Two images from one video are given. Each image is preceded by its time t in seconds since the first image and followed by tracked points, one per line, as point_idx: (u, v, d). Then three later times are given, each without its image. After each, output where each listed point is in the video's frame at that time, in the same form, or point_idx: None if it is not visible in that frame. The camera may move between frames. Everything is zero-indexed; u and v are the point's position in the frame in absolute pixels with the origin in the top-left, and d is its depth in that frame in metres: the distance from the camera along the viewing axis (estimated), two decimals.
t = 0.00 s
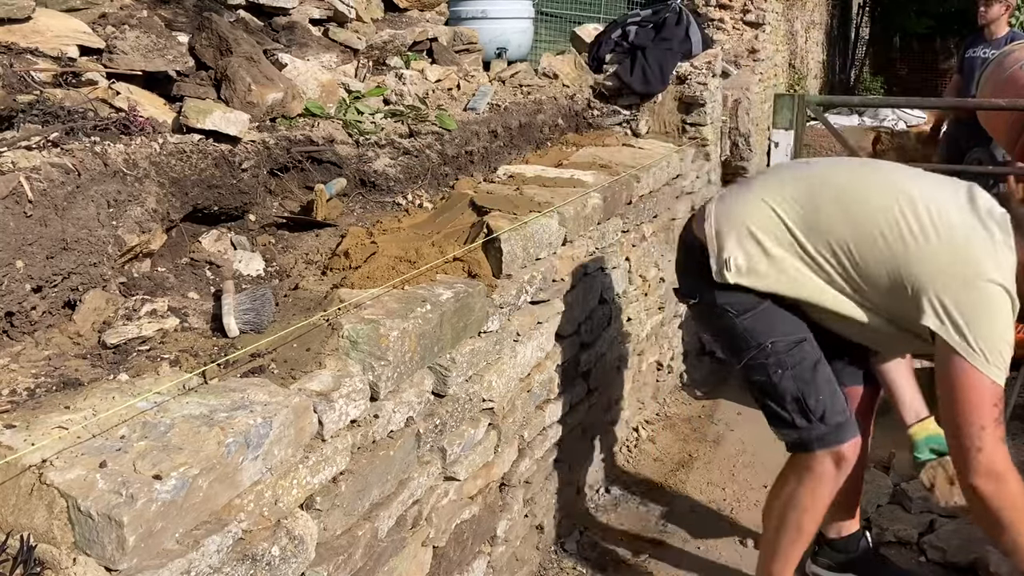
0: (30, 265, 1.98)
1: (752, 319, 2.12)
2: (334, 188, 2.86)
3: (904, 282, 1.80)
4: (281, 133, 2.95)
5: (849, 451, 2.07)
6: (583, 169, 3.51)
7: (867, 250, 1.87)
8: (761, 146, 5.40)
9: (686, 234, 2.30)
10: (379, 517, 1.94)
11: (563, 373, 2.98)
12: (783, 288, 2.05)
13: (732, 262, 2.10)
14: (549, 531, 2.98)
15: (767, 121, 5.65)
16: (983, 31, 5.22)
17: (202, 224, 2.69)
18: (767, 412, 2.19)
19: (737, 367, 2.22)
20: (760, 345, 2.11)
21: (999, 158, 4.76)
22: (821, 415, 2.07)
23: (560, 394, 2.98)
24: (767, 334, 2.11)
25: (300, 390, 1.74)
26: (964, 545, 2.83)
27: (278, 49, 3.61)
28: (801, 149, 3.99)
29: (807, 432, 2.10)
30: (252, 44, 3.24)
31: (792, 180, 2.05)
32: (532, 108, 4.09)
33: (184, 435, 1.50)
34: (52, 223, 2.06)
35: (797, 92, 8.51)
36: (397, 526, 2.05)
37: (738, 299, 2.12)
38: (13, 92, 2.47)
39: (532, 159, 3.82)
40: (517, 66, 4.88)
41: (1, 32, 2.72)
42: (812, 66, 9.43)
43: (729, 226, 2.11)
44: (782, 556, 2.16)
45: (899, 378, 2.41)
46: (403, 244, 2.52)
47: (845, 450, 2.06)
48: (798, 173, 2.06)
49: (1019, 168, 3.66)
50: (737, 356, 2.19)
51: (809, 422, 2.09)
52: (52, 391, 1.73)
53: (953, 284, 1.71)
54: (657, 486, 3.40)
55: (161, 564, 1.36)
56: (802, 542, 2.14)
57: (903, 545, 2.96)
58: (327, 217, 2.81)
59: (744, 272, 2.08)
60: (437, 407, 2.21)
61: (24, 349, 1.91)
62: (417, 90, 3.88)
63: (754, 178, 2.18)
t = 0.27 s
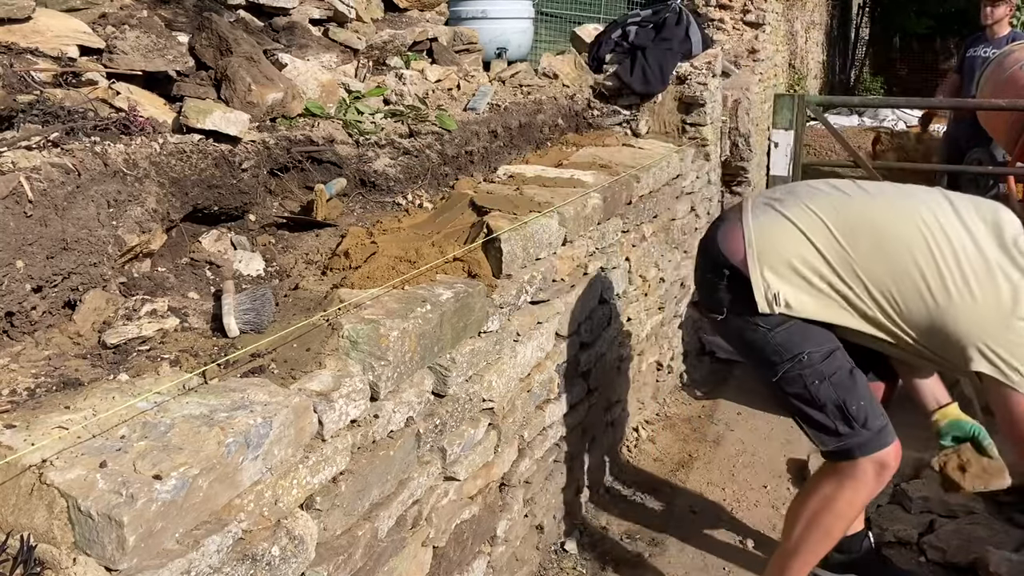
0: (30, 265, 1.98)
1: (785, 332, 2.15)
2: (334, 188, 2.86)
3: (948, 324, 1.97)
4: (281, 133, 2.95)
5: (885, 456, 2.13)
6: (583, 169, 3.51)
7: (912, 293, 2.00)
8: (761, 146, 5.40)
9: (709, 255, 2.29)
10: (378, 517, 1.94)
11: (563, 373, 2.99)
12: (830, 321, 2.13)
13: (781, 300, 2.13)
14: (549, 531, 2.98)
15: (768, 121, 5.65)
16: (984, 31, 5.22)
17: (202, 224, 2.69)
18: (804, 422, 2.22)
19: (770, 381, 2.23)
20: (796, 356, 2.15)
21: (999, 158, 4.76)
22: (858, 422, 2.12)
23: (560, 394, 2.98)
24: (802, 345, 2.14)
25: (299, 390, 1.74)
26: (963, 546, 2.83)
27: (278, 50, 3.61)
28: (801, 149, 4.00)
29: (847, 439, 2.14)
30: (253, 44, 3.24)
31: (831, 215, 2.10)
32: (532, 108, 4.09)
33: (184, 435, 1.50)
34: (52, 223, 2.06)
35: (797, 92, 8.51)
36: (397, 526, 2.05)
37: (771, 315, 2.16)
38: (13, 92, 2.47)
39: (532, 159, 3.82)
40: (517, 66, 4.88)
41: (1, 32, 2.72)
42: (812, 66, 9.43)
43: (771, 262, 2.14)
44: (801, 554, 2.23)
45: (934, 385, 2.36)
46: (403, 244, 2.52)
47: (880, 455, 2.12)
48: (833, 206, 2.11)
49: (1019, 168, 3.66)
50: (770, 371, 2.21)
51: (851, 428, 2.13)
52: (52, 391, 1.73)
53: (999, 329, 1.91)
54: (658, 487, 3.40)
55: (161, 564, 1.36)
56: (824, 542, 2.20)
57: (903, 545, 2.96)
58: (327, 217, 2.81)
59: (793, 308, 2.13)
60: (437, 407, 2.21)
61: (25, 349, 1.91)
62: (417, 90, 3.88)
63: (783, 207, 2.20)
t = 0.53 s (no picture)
0: (30, 265, 1.98)
1: (799, 331, 2.15)
2: (334, 188, 2.86)
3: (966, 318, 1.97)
4: (281, 133, 2.95)
5: (892, 459, 2.14)
6: (583, 169, 3.51)
7: (929, 289, 2.00)
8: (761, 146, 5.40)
9: (721, 252, 2.27)
10: (378, 517, 1.95)
11: (563, 373, 2.99)
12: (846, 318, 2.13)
13: (798, 296, 2.12)
14: (549, 531, 2.98)
15: (767, 121, 5.65)
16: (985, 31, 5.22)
17: (203, 225, 2.69)
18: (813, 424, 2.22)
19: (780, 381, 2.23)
20: (808, 355, 2.14)
21: (1000, 158, 4.76)
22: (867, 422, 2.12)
23: (560, 394, 2.98)
24: (816, 345, 2.14)
25: (300, 390, 1.74)
26: (963, 545, 2.83)
27: (278, 49, 3.61)
28: (801, 149, 3.99)
29: (857, 441, 2.14)
30: (253, 44, 3.24)
31: (848, 211, 2.10)
32: (532, 108, 4.09)
33: (184, 435, 1.50)
34: (52, 223, 2.06)
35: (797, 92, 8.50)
36: (397, 526, 2.05)
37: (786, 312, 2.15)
38: (13, 92, 2.47)
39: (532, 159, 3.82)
40: (517, 66, 4.88)
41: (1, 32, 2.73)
42: (812, 66, 9.43)
43: (787, 258, 2.13)
44: (804, 553, 2.23)
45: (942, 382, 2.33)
46: (403, 244, 2.52)
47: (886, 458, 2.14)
48: (848, 203, 2.11)
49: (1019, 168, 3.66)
50: (781, 370, 2.21)
51: (862, 429, 2.13)
52: (52, 391, 1.73)
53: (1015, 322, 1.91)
54: (658, 487, 3.40)
55: (161, 564, 1.37)
56: (825, 542, 2.21)
57: (903, 545, 2.96)
58: (327, 217, 2.82)
59: (809, 305, 2.13)
60: (437, 407, 2.21)
61: (25, 349, 1.91)
62: (416, 90, 3.88)
63: (798, 203, 2.19)
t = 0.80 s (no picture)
0: (30, 265, 1.98)
1: (790, 317, 2.14)
2: (334, 188, 2.86)
3: (962, 293, 1.85)
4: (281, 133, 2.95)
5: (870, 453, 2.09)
6: (583, 169, 3.51)
7: (922, 259, 1.93)
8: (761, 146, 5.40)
9: (726, 231, 2.30)
10: (378, 517, 1.95)
11: (563, 373, 2.99)
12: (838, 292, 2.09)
13: (790, 268, 2.11)
14: (549, 531, 2.97)
15: (767, 121, 5.66)
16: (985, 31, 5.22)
17: (202, 225, 2.69)
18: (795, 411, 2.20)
19: (769, 365, 2.22)
20: (796, 342, 2.13)
21: (1000, 158, 4.76)
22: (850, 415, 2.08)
23: (560, 393, 2.98)
24: (806, 332, 2.12)
25: (299, 390, 1.74)
26: (963, 545, 2.82)
27: (278, 49, 3.61)
28: (801, 148, 3.99)
29: (837, 432, 2.10)
30: (253, 44, 3.24)
31: (850, 188, 2.08)
32: (532, 108, 4.09)
33: (184, 435, 1.50)
34: (52, 223, 2.06)
35: (798, 92, 8.50)
36: (397, 526, 2.05)
37: (784, 296, 2.14)
38: (13, 92, 2.47)
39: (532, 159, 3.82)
40: (517, 65, 4.88)
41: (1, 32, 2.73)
42: (812, 66, 9.43)
43: (784, 230, 2.13)
44: (791, 549, 2.16)
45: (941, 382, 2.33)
46: (403, 244, 2.52)
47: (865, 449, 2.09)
48: (854, 181, 2.11)
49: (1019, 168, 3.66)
50: (770, 353, 2.20)
51: (842, 421, 2.10)
52: (52, 391, 1.73)
53: (1011, 295, 1.77)
54: (658, 486, 3.40)
55: (161, 564, 1.37)
56: (811, 538, 2.15)
57: (903, 545, 2.96)
58: (327, 217, 2.82)
59: (801, 277, 2.11)
60: (437, 407, 2.21)
61: (25, 349, 1.91)
62: (416, 90, 3.88)
63: (804, 182, 2.21)
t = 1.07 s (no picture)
0: (30, 265, 1.98)
1: (778, 306, 2.14)
2: (334, 188, 2.86)
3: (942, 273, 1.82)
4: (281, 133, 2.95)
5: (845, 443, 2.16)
6: (583, 169, 3.51)
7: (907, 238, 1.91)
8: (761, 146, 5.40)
9: (722, 218, 2.31)
10: (379, 516, 1.94)
11: (563, 373, 2.99)
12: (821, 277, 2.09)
13: (777, 251, 2.11)
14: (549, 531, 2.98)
15: (767, 121, 5.66)
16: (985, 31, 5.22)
17: (203, 225, 2.69)
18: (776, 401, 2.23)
19: (757, 354, 2.23)
20: (782, 333, 2.14)
21: (999, 158, 4.76)
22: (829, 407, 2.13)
23: (560, 393, 2.98)
24: (792, 323, 2.13)
25: (299, 390, 1.74)
26: (963, 545, 2.82)
27: (278, 49, 3.61)
28: (801, 148, 3.99)
29: (818, 424, 2.15)
30: (253, 44, 3.24)
31: (843, 175, 2.08)
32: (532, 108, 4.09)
33: (184, 435, 1.50)
34: (52, 223, 2.06)
35: (797, 91, 8.50)
36: (397, 526, 2.05)
37: (772, 285, 2.14)
38: (13, 92, 2.47)
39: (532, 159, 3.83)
40: (517, 66, 4.88)
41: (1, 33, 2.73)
42: (812, 66, 9.43)
43: (773, 214, 2.14)
44: (784, 544, 2.19)
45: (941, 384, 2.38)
46: (403, 244, 2.52)
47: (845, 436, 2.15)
48: (849, 168, 2.11)
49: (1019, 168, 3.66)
50: (757, 341, 2.22)
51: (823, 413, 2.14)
52: (52, 391, 1.73)
53: (986, 278, 1.72)
54: (658, 486, 3.40)
55: (161, 564, 1.37)
56: (804, 532, 2.17)
57: (903, 545, 2.96)
58: (327, 217, 2.81)
59: (786, 261, 2.10)
60: (437, 407, 2.21)
61: (25, 349, 1.91)
62: (416, 90, 3.88)
63: (801, 169, 2.21)
